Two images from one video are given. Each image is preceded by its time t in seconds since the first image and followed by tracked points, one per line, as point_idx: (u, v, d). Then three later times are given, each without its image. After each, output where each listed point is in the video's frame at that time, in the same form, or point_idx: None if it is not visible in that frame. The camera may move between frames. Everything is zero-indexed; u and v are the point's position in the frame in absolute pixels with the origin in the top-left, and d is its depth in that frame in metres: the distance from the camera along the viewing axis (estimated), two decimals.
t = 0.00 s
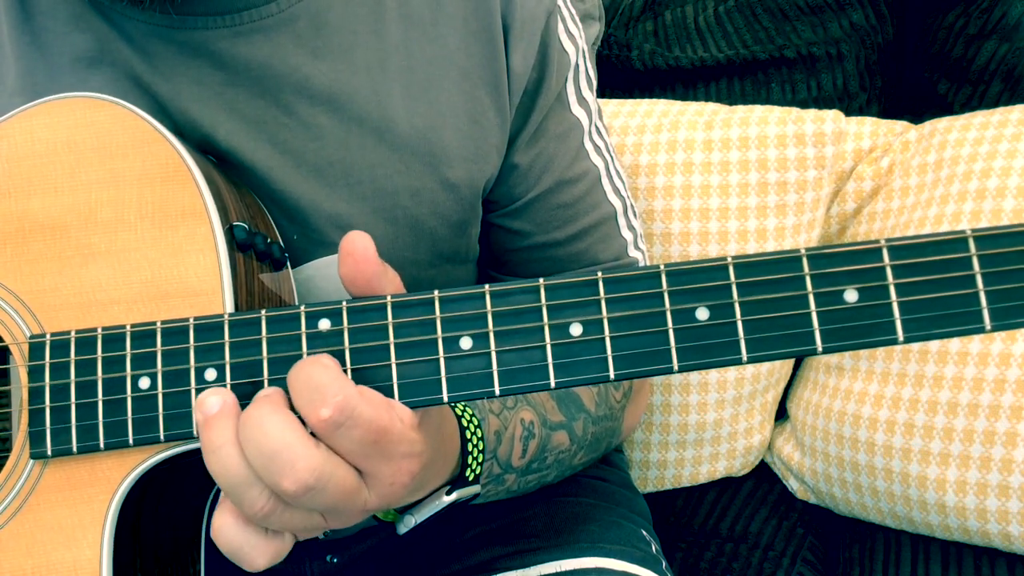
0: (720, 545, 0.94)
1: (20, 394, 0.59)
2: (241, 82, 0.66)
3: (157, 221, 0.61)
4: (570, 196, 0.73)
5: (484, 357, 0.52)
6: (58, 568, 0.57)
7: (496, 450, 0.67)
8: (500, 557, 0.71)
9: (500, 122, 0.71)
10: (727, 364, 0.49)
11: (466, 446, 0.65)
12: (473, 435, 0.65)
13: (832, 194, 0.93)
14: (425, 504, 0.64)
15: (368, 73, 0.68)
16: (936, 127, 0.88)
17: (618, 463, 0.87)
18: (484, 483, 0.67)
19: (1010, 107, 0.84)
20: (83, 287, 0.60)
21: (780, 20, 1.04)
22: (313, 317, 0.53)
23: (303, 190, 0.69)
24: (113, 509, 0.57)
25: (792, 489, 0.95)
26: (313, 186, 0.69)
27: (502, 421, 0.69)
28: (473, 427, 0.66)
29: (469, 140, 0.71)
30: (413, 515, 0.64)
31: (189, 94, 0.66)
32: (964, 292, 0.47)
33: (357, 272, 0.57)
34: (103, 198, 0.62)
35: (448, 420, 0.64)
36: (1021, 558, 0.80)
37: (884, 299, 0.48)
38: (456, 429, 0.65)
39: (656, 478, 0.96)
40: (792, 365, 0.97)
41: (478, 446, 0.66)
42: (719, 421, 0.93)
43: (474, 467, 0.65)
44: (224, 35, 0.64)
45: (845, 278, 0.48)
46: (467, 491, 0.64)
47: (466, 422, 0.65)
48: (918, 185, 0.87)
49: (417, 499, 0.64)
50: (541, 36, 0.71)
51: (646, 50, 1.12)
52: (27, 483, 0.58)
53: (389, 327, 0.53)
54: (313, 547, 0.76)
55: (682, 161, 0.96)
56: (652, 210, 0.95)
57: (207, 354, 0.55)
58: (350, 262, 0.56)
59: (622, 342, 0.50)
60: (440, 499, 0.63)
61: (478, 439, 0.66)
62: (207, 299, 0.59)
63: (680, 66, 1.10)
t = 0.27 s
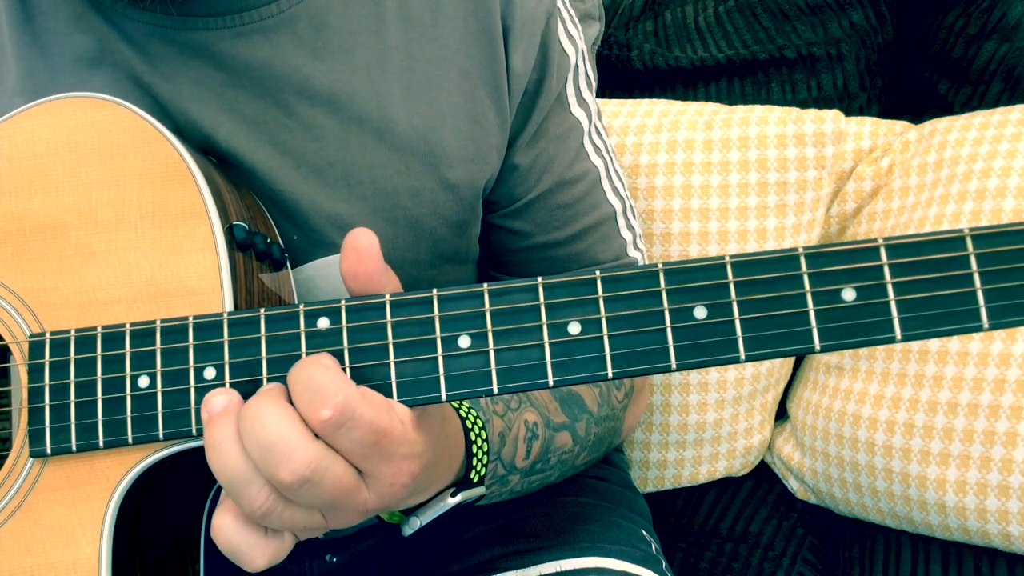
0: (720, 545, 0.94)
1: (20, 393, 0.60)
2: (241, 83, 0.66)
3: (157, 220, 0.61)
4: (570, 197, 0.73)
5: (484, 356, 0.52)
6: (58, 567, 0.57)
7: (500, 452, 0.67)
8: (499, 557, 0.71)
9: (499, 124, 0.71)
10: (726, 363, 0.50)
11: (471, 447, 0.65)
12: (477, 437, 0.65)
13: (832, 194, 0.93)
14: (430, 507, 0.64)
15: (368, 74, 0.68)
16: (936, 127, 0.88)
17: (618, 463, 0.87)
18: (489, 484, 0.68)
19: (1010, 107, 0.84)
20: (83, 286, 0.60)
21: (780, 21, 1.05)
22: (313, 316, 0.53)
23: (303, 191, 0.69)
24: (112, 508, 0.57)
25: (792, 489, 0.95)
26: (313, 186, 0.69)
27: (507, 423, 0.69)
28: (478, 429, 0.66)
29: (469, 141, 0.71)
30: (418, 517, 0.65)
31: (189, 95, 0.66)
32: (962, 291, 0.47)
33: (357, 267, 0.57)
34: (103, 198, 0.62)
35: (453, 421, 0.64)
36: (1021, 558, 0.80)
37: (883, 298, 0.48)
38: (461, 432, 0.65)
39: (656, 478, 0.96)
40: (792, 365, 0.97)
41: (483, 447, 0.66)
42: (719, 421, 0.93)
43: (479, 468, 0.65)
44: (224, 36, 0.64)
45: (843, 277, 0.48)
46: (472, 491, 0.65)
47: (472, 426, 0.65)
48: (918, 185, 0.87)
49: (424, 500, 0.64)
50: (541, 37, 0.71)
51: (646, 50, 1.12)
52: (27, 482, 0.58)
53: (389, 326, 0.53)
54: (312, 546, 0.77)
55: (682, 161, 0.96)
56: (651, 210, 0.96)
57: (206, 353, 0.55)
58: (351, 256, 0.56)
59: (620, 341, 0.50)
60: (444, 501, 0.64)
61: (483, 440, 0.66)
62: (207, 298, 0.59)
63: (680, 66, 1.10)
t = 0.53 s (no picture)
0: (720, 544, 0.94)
1: (21, 394, 0.60)
2: (242, 86, 0.66)
3: (159, 220, 0.61)
4: (572, 202, 0.73)
5: (485, 359, 0.52)
6: (59, 567, 0.57)
7: (513, 448, 0.66)
8: (500, 557, 0.71)
9: (498, 128, 0.71)
10: (727, 366, 0.49)
11: (487, 442, 0.65)
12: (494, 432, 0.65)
13: (832, 194, 0.93)
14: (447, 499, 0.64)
15: (368, 77, 0.68)
16: (936, 127, 0.88)
17: (618, 463, 0.87)
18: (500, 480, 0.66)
19: (1010, 107, 0.84)
20: (85, 286, 0.60)
21: (780, 20, 1.05)
22: (314, 317, 0.53)
23: (303, 194, 0.69)
24: (114, 508, 0.57)
25: (792, 489, 0.95)
26: (314, 188, 0.69)
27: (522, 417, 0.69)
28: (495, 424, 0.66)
29: (469, 145, 0.71)
30: (433, 509, 0.64)
31: (190, 97, 0.66)
32: (966, 295, 0.47)
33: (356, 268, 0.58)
34: (105, 198, 0.62)
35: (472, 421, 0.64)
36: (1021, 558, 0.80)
37: (885, 301, 0.48)
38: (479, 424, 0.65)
39: (656, 478, 0.96)
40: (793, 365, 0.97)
41: (499, 442, 0.65)
42: (719, 421, 0.93)
43: (495, 463, 0.65)
44: (225, 38, 0.64)
45: (846, 279, 0.48)
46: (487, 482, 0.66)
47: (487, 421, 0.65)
48: (918, 185, 0.87)
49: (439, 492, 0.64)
50: (542, 43, 0.71)
51: (646, 49, 1.12)
52: (28, 483, 0.58)
53: (391, 328, 0.53)
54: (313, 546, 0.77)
55: (682, 161, 0.96)
56: (652, 210, 0.96)
57: (207, 354, 0.55)
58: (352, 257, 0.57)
59: (622, 344, 0.50)
60: (461, 494, 0.65)
61: (500, 436, 0.65)
62: (208, 299, 0.59)
63: (680, 65, 1.10)
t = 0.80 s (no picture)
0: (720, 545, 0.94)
1: (20, 395, 0.60)
2: (242, 87, 0.66)
3: (158, 221, 0.61)
4: (577, 203, 0.73)
5: (485, 358, 0.52)
6: (59, 568, 0.57)
7: (531, 451, 0.67)
8: (500, 557, 0.70)
9: (500, 129, 0.71)
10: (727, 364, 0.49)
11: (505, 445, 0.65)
12: (510, 435, 0.65)
13: (832, 194, 0.93)
14: (469, 506, 0.63)
15: (369, 78, 0.68)
16: (936, 127, 0.88)
17: (619, 464, 0.87)
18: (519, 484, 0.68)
19: (1010, 107, 0.84)
20: (84, 287, 0.60)
21: (780, 21, 1.05)
22: (313, 317, 0.53)
23: (304, 195, 0.69)
24: (114, 509, 0.57)
25: (792, 489, 0.95)
26: (313, 190, 0.69)
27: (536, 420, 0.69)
28: (511, 427, 0.66)
29: (470, 146, 0.71)
30: (457, 518, 0.63)
31: (191, 98, 0.66)
32: (964, 293, 0.47)
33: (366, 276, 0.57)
34: (104, 199, 0.62)
35: (489, 425, 0.64)
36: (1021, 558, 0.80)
37: (884, 299, 0.48)
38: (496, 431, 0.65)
39: (656, 478, 0.96)
40: (793, 365, 0.97)
41: (517, 446, 0.66)
42: (719, 421, 0.93)
43: (514, 467, 0.65)
44: (225, 40, 0.64)
45: (845, 277, 0.48)
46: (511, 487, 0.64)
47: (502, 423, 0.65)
48: (918, 185, 0.87)
49: (462, 499, 0.63)
50: (547, 45, 0.71)
51: (646, 50, 1.12)
52: (28, 484, 0.58)
53: (390, 327, 0.53)
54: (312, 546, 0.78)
55: (682, 161, 0.96)
56: (652, 210, 0.96)
57: (206, 355, 0.55)
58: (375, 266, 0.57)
59: (622, 343, 0.50)
60: (483, 499, 0.63)
61: (517, 440, 0.66)
62: (208, 300, 0.59)
63: (680, 65, 1.10)
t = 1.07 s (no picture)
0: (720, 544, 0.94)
1: (15, 395, 0.59)
2: (240, 87, 0.66)
3: (152, 220, 0.61)
4: (580, 202, 0.73)
5: (478, 357, 0.52)
6: (53, 569, 0.57)
7: (539, 455, 0.67)
8: (501, 557, 0.70)
9: (497, 128, 0.71)
10: (722, 363, 0.49)
11: (514, 452, 0.65)
12: (519, 441, 0.65)
13: (832, 194, 0.93)
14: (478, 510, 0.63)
15: (367, 77, 0.68)
16: (936, 127, 0.88)
17: (620, 464, 0.86)
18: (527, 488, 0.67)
19: (1010, 107, 0.84)
20: (79, 287, 0.60)
21: (780, 20, 1.05)
22: (307, 316, 0.53)
23: (301, 194, 0.69)
24: (108, 509, 0.57)
25: (792, 489, 0.95)
26: (311, 190, 0.69)
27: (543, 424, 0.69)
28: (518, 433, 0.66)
29: (468, 146, 0.70)
30: (466, 522, 0.63)
31: (187, 97, 0.66)
32: (961, 291, 0.47)
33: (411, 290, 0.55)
34: (98, 199, 0.62)
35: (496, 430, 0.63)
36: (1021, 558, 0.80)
37: (881, 297, 0.48)
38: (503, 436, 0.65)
39: (656, 478, 0.96)
40: (792, 365, 0.97)
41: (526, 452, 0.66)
42: (719, 421, 0.93)
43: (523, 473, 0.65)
44: (223, 39, 0.64)
45: (841, 275, 0.48)
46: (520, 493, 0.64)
47: (511, 429, 0.65)
48: (918, 185, 0.87)
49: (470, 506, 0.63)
50: (548, 44, 0.71)
51: (646, 50, 1.12)
52: (23, 483, 0.58)
53: (384, 327, 0.53)
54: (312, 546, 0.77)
55: (682, 161, 0.96)
56: (651, 210, 0.95)
57: (198, 355, 0.55)
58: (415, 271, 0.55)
59: (617, 342, 0.50)
60: (492, 504, 0.63)
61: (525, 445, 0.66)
62: (202, 300, 0.58)
63: (680, 65, 1.10)
